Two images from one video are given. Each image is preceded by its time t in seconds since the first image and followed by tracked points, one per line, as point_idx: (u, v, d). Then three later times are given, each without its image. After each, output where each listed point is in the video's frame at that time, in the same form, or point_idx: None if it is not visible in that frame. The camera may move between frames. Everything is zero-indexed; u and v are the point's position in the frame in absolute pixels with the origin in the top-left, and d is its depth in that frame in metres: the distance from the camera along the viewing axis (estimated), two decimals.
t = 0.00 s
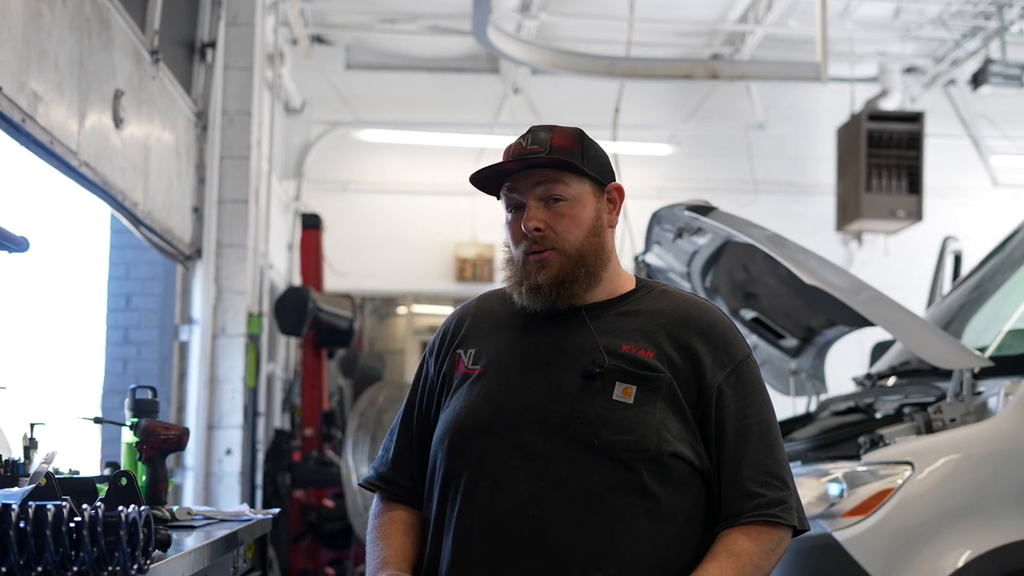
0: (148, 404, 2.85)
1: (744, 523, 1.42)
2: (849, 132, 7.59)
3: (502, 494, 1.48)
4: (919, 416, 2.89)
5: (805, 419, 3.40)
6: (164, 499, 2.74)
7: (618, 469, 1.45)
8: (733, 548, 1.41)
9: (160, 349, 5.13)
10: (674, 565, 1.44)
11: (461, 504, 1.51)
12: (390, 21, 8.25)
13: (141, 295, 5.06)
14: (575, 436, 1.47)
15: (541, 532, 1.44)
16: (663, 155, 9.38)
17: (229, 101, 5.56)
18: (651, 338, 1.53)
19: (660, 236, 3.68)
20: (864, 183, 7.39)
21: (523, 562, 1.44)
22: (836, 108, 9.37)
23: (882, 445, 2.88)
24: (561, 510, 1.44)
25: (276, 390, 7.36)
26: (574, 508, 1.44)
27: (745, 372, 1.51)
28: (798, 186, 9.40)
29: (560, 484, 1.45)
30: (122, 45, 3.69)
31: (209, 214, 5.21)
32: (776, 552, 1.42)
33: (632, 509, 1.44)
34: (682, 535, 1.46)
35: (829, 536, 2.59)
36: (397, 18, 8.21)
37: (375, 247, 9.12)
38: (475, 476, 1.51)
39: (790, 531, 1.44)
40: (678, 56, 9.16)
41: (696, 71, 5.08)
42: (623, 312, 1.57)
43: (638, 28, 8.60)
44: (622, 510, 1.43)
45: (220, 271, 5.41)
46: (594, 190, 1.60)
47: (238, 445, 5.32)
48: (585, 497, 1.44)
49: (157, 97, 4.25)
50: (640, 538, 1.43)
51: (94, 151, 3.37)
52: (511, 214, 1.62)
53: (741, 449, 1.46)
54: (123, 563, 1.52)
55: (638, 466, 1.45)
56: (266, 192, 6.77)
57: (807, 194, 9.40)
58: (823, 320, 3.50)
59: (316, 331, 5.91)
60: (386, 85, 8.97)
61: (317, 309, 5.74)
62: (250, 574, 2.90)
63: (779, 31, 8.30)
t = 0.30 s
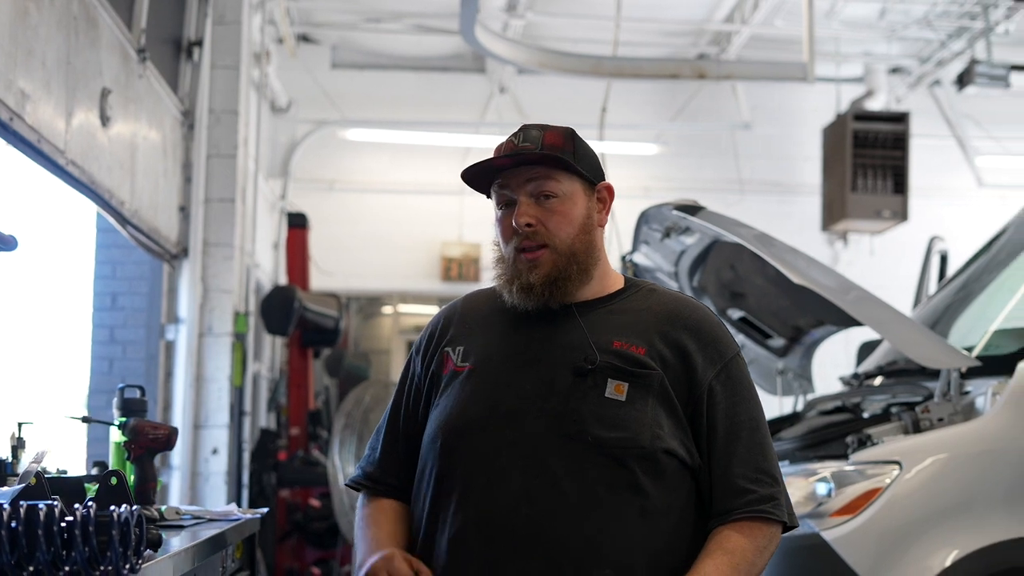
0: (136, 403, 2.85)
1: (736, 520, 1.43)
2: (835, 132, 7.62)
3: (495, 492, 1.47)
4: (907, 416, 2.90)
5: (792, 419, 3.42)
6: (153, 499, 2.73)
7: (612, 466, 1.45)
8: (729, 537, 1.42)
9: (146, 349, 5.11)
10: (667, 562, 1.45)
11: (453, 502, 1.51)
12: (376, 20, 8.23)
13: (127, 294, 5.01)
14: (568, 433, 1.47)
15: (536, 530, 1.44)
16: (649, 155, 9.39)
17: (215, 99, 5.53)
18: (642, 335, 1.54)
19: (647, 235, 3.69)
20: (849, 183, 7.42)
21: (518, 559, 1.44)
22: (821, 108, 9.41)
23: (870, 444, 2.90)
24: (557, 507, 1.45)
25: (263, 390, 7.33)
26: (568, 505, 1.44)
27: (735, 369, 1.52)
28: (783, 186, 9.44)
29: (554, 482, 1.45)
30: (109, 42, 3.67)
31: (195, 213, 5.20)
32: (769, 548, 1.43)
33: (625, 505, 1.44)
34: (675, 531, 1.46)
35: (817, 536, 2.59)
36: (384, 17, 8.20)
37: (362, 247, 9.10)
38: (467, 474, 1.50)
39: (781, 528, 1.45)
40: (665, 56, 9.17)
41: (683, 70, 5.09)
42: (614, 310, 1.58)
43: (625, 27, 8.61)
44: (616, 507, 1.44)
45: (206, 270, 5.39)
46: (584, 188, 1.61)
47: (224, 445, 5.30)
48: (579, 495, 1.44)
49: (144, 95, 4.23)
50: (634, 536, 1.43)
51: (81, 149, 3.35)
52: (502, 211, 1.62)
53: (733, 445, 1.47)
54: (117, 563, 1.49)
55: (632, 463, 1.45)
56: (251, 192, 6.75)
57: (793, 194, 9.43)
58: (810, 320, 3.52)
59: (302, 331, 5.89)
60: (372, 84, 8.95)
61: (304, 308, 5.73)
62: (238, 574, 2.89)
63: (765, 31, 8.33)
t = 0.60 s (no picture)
0: (131, 403, 2.84)
1: (728, 513, 1.46)
2: (826, 133, 7.63)
3: (490, 482, 1.51)
4: (901, 415, 2.91)
5: (786, 418, 3.43)
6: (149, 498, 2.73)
7: (605, 458, 1.48)
8: (733, 565, 1.45)
9: (139, 348, 5.10)
10: (660, 555, 1.47)
11: (449, 492, 1.54)
12: (367, 20, 8.23)
13: (119, 294, 4.97)
14: (563, 425, 1.50)
15: (529, 522, 1.47)
16: (641, 155, 9.39)
17: (207, 98, 5.52)
18: (636, 331, 1.57)
19: (641, 235, 3.69)
20: (841, 183, 7.44)
21: (511, 548, 1.47)
22: (812, 108, 9.43)
23: (864, 443, 2.91)
24: (550, 499, 1.47)
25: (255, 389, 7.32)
26: (562, 495, 1.47)
27: (729, 365, 1.55)
28: (774, 186, 9.46)
29: (548, 474, 1.48)
30: (102, 42, 3.65)
31: (188, 213, 5.19)
32: (761, 543, 1.46)
33: (618, 496, 1.47)
34: (668, 525, 1.49)
35: (812, 534, 2.60)
36: (376, 16, 8.19)
37: (353, 246, 9.09)
38: (462, 464, 1.54)
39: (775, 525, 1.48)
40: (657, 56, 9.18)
41: (675, 70, 5.10)
42: (607, 307, 1.61)
43: (617, 27, 8.61)
44: (609, 499, 1.47)
45: (199, 270, 5.38)
46: (576, 186, 1.65)
47: (217, 445, 5.29)
48: (572, 485, 1.47)
49: (137, 95, 4.22)
50: (627, 528, 1.46)
51: (75, 149, 3.35)
52: (494, 208, 1.66)
53: (725, 440, 1.50)
54: (117, 561, 1.54)
55: (626, 455, 1.48)
56: (243, 192, 6.73)
57: (783, 194, 9.45)
58: (804, 320, 3.53)
59: (294, 331, 5.87)
60: (364, 84, 8.95)
61: (296, 308, 5.73)
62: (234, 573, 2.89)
63: (757, 32, 8.34)
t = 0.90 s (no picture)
0: (131, 403, 2.83)
1: (735, 514, 1.46)
2: (822, 133, 7.63)
3: (497, 479, 1.51)
4: (900, 415, 2.92)
5: (785, 418, 3.44)
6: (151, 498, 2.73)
7: (613, 457, 1.49)
8: None
9: (136, 348, 5.10)
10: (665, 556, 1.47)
11: (455, 489, 1.55)
12: (364, 20, 8.23)
13: (117, 294, 5.05)
14: (570, 423, 1.52)
15: (535, 520, 1.48)
16: (637, 155, 9.39)
17: (205, 98, 5.52)
18: (646, 330, 1.58)
19: (639, 235, 3.69)
20: (837, 184, 7.45)
21: (516, 545, 1.48)
22: (808, 108, 9.45)
23: (863, 443, 2.92)
24: (556, 497, 1.48)
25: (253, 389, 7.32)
26: (568, 493, 1.48)
27: (740, 366, 1.56)
28: (770, 186, 9.47)
29: (555, 472, 1.49)
30: (101, 42, 3.66)
31: (185, 212, 5.19)
32: (769, 544, 1.46)
33: (624, 495, 1.47)
34: (675, 526, 1.49)
35: (812, 534, 2.61)
36: (372, 16, 8.19)
37: (350, 246, 9.09)
38: (470, 461, 1.55)
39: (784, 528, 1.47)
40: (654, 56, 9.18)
41: (673, 70, 5.10)
42: (617, 305, 1.62)
43: (614, 27, 8.62)
44: (615, 499, 1.47)
45: (196, 270, 5.37)
46: (592, 180, 1.69)
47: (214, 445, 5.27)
48: (579, 483, 1.48)
49: (135, 94, 4.22)
50: (633, 529, 1.47)
51: (74, 148, 3.34)
52: (512, 203, 1.68)
53: (734, 441, 1.51)
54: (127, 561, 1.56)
55: (633, 455, 1.49)
56: (240, 192, 6.73)
57: (780, 194, 9.46)
58: (803, 319, 3.54)
59: (290, 331, 5.86)
60: (361, 84, 8.94)
61: (293, 308, 5.73)
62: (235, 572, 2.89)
63: (753, 32, 8.34)
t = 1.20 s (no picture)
0: (135, 403, 2.84)
1: (739, 517, 1.51)
2: (821, 133, 7.63)
3: (507, 480, 1.56)
4: (902, 415, 2.92)
5: (786, 418, 3.44)
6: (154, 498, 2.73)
7: (620, 459, 1.54)
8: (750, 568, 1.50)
9: (136, 348, 5.10)
10: (670, 555, 1.52)
11: (466, 488, 1.60)
12: (363, 20, 8.24)
13: (117, 294, 5.02)
14: (579, 425, 1.56)
15: (544, 519, 1.53)
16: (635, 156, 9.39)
17: (205, 98, 5.52)
18: (654, 335, 1.63)
19: (640, 235, 3.69)
20: (835, 184, 7.46)
21: (525, 544, 1.53)
22: (807, 109, 9.45)
23: (864, 443, 2.91)
24: (564, 497, 1.53)
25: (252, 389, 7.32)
26: (576, 494, 1.53)
27: (745, 372, 1.61)
28: (769, 187, 9.48)
29: (563, 472, 1.54)
30: (102, 42, 3.66)
31: (186, 212, 5.19)
32: (773, 546, 1.51)
33: (631, 497, 1.52)
34: (680, 526, 1.54)
35: (813, 535, 2.61)
36: (371, 16, 8.20)
37: (349, 246, 9.09)
38: (480, 462, 1.60)
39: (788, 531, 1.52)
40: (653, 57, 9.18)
41: (673, 71, 5.10)
42: (625, 309, 1.67)
43: (613, 28, 8.62)
44: (623, 500, 1.52)
45: (196, 270, 5.38)
46: (602, 187, 1.74)
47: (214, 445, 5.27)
48: (587, 484, 1.53)
49: (136, 94, 4.22)
50: (639, 528, 1.52)
51: (75, 148, 3.34)
52: (523, 207, 1.73)
53: (739, 445, 1.56)
54: (134, 559, 1.55)
55: (640, 457, 1.54)
56: (239, 192, 6.73)
57: (779, 195, 9.48)
58: (804, 320, 3.54)
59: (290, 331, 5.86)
60: (361, 84, 8.94)
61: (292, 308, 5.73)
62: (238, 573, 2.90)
63: (752, 32, 8.34)
